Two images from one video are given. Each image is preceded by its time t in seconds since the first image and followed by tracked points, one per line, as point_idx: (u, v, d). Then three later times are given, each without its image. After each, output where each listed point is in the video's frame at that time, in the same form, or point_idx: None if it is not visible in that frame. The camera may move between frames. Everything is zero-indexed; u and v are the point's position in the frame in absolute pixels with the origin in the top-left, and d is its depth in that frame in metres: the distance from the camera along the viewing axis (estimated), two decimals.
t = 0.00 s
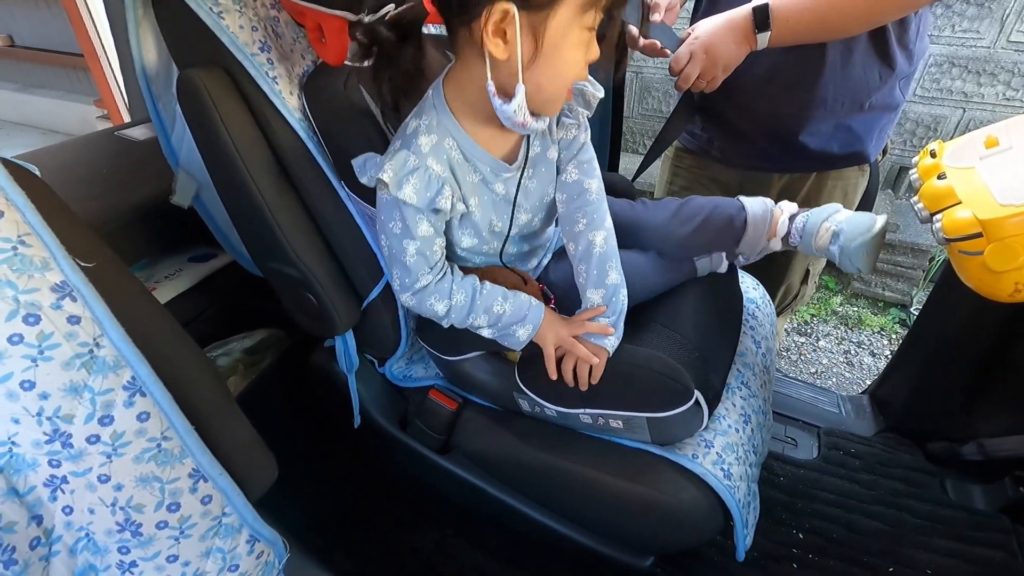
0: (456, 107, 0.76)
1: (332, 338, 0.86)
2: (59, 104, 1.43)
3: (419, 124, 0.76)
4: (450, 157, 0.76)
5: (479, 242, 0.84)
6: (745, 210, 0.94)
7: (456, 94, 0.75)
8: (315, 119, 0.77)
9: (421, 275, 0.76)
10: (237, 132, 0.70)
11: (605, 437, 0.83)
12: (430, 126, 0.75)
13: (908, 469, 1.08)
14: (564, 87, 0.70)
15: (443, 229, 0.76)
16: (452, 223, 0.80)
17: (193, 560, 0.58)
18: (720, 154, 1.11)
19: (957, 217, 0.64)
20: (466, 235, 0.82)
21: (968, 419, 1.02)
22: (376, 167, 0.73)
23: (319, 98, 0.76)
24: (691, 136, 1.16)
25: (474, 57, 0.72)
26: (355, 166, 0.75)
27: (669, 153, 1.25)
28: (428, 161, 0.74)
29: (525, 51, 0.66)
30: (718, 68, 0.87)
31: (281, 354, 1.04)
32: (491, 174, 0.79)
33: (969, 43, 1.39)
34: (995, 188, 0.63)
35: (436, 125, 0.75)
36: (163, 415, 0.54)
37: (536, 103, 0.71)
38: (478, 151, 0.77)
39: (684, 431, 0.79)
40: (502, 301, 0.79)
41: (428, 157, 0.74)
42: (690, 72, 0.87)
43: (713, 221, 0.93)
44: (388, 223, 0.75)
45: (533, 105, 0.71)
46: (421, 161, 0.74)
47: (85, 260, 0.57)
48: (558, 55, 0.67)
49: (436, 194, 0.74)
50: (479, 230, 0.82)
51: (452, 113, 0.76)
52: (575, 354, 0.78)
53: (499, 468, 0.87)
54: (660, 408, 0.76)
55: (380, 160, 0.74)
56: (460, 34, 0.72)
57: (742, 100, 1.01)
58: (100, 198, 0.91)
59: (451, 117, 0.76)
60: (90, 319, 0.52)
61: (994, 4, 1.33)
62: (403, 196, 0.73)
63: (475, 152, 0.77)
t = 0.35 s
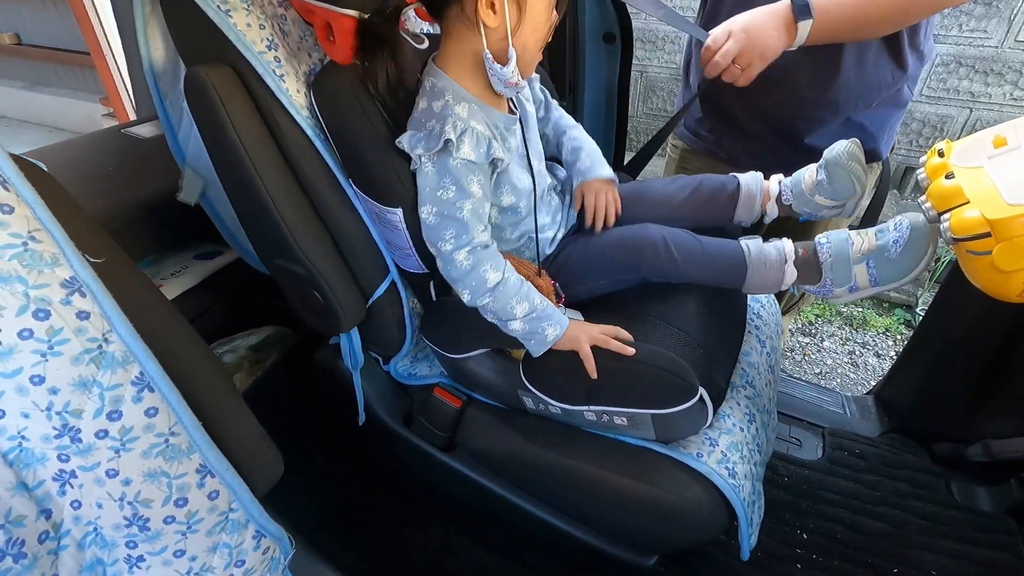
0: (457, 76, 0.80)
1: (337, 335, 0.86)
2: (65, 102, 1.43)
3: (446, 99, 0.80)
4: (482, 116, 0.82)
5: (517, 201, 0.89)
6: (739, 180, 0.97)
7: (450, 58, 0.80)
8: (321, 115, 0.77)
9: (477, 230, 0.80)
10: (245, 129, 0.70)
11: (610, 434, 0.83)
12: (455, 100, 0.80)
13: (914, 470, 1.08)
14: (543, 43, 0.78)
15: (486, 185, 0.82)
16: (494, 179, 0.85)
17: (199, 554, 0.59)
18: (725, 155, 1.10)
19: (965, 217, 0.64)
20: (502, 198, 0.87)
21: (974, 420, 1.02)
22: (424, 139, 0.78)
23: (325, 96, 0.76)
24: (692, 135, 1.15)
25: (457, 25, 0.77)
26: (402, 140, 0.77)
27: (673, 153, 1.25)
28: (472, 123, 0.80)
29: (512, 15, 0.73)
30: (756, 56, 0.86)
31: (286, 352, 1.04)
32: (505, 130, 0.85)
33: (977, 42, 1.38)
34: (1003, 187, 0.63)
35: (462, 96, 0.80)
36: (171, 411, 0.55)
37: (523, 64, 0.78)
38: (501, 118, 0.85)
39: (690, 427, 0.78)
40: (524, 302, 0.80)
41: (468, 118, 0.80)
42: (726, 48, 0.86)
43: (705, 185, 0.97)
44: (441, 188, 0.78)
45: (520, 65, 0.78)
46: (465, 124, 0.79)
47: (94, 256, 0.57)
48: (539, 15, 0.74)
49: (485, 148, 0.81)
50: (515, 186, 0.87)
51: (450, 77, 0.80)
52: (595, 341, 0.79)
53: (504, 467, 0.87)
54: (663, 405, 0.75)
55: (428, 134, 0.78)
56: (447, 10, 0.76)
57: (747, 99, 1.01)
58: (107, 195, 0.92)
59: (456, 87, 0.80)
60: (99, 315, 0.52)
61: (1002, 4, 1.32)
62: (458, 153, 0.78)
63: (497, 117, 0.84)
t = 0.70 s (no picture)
0: (484, 61, 0.83)
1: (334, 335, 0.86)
2: (63, 102, 1.43)
3: (466, 83, 0.83)
4: (500, 98, 0.84)
5: (522, 182, 0.93)
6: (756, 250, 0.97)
7: (479, 44, 0.82)
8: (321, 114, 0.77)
9: (497, 204, 0.83)
10: (241, 128, 0.70)
11: (608, 435, 0.84)
12: (474, 83, 0.83)
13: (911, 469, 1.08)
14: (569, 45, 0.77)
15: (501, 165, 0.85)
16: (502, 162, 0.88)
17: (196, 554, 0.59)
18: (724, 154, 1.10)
19: (961, 216, 0.64)
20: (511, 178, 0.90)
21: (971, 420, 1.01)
22: (440, 123, 0.83)
23: (322, 96, 0.75)
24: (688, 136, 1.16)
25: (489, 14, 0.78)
26: (425, 126, 0.84)
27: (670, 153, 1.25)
28: (484, 105, 0.83)
29: (536, 17, 0.73)
30: (879, 153, 0.86)
31: (284, 351, 1.04)
32: (521, 115, 0.87)
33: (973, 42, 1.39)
34: (1000, 186, 0.63)
35: (481, 80, 0.83)
36: (166, 411, 0.54)
37: (547, 63, 0.78)
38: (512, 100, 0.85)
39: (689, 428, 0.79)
40: (535, 284, 0.80)
41: (484, 101, 0.83)
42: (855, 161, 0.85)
43: (722, 249, 0.94)
44: (461, 163, 0.83)
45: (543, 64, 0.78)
46: (479, 107, 0.82)
47: (89, 256, 0.57)
48: (567, 20, 0.73)
49: (498, 131, 0.83)
50: (522, 170, 0.91)
51: (477, 62, 0.83)
52: (586, 338, 0.79)
53: (502, 467, 0.87)
54: (660, 407, 0.75)
55: (444, 118, 0.83)
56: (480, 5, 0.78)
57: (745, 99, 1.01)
58: (104, 195, 0.91)
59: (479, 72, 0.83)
60: (94, 315, 0.52)
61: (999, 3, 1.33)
62: (471, 135, 0.82)
63: (513, 103, 0.86)
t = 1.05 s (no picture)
0: (430, 60, 0.86)
1: (333, 334, 0.86)
2: (62, 102, 1.43)
3: (423, 78, 0.85)
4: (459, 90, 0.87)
5: (498, 168, 0.94)
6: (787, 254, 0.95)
7: (422, 44, 0.86)
8: (318, 111, 0.76)
9: (466, 194, 0.85)
10: (239, 126, 0.70)
11: (607, 434, 0.84)
12: (431, 78, 0.85)
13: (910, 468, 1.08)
14: (506, 56, 0.83)
15: (465, 151, 0.87)
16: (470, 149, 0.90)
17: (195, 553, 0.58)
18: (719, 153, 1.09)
19: (961, 214, 0.64)
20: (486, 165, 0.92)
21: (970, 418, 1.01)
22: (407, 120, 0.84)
23: (320, 93, 0.75)
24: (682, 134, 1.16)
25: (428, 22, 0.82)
26: (394, 126, 0.85)
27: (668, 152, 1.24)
28: (443, 97, 0.85)
29: (467, 32, 0.79)
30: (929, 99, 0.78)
31: (282, 351, 1.03)
32: (483, 104, 0.89)
33: (973, 40, 1.38)
34: (1000, 185, 0.62)
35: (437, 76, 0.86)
36: (163, 409, 0.54)
37: (484, 69, 0.85)
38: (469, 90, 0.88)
39: (688, 427, 0.79)
40: (509, 282, 0.84)
41: (441, 93, 0.85)
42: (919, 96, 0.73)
43: (748, 247, 0.94)
44: (427, 157, 0.85)
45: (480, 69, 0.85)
46: (437, 99, 0.85)
47: (86, 254, 0.56)
48: (496, 35, 0.80)
49: (457, 119, 0.86)
50: (492, 155, 0.92)
51: (424, 61, 0.86)
52: (555, 329, 0.81)
53: (502, 466, 0.87)
54: (660, 406, 0.76)
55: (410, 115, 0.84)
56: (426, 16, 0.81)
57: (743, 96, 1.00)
58: (101, 194, 0.91)
59: (429, 68, 0.86)
60: (91, 313, 0.52)
61: (999, 1, 1.32)
62: (432, 127, 0.84)
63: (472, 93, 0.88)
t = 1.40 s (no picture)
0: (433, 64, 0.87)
1: (334, 334, 0.86)
2: (64, 102, 1.44)
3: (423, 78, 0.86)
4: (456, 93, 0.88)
5: (496, 169, 0.94)
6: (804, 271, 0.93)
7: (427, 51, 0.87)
8: (321, 112, 0.76)
9: (465, 188, 0.85)
10: (241, 127, 0.70)
11: (608, 434, 0.84)
12: (432, 79, 0.86)
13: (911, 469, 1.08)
14: (503, 54, 0.83)
15: (462, 149, 0.88)
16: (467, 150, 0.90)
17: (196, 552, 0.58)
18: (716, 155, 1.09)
19: (963, 215, 0.64)
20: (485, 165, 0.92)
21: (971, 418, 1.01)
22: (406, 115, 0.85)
23: (322, 94, 0.75)
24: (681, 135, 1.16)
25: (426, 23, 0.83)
26: (393, 122, 0.85)
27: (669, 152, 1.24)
28: (441, 96, 0.86)
29: (463, 32, 0.80)
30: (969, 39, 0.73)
31: (283, 351, 1.03)
32: (484, 106, 0.91)
33: (974, 41, 1.39)
34: (1003, 186, 0.63)
35: (437, 77, 0.87)
36: (167, 410, 0.54)
37: (484, 70, 0.85)
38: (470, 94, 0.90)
39: (689, 428, 0.79)
40: (514, 278, 0.83)
41: (440, 92, 0.86)
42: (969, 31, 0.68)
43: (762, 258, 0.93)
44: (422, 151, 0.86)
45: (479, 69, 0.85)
46: (436, 97, 0.85)
47: (89, 255, 0.56)
48: (489, 32, 0.80)
49: (455, 117, 0.86)
50: (490, 154, 0.92)
51: (427, 64, 0.87)
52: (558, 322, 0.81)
53: (503, 466, 0.87)
54: (662, 406, 0.76)
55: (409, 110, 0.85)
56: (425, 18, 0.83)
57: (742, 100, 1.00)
58: (103, 194, 0.91)
59: (430, 70, 0.87)
60: (94, 314, 0.52)
61: (999, 3, 1.33)
62: (430, 122, 0.85)
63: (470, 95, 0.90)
